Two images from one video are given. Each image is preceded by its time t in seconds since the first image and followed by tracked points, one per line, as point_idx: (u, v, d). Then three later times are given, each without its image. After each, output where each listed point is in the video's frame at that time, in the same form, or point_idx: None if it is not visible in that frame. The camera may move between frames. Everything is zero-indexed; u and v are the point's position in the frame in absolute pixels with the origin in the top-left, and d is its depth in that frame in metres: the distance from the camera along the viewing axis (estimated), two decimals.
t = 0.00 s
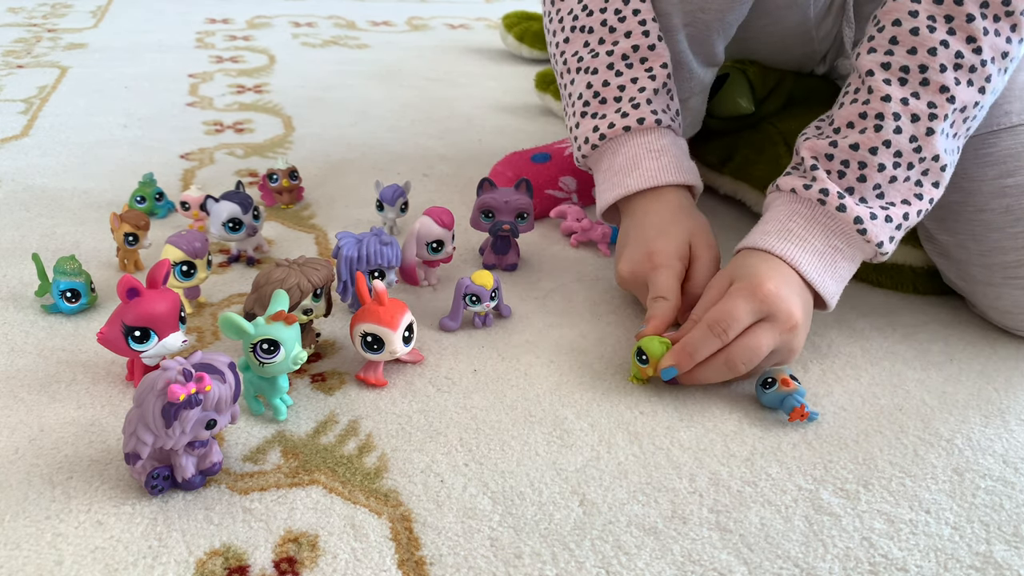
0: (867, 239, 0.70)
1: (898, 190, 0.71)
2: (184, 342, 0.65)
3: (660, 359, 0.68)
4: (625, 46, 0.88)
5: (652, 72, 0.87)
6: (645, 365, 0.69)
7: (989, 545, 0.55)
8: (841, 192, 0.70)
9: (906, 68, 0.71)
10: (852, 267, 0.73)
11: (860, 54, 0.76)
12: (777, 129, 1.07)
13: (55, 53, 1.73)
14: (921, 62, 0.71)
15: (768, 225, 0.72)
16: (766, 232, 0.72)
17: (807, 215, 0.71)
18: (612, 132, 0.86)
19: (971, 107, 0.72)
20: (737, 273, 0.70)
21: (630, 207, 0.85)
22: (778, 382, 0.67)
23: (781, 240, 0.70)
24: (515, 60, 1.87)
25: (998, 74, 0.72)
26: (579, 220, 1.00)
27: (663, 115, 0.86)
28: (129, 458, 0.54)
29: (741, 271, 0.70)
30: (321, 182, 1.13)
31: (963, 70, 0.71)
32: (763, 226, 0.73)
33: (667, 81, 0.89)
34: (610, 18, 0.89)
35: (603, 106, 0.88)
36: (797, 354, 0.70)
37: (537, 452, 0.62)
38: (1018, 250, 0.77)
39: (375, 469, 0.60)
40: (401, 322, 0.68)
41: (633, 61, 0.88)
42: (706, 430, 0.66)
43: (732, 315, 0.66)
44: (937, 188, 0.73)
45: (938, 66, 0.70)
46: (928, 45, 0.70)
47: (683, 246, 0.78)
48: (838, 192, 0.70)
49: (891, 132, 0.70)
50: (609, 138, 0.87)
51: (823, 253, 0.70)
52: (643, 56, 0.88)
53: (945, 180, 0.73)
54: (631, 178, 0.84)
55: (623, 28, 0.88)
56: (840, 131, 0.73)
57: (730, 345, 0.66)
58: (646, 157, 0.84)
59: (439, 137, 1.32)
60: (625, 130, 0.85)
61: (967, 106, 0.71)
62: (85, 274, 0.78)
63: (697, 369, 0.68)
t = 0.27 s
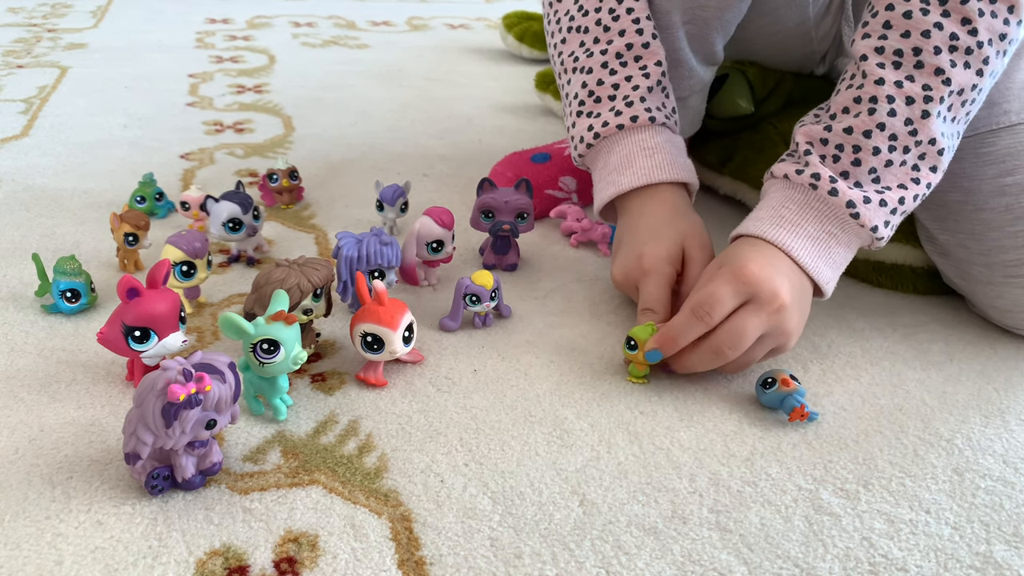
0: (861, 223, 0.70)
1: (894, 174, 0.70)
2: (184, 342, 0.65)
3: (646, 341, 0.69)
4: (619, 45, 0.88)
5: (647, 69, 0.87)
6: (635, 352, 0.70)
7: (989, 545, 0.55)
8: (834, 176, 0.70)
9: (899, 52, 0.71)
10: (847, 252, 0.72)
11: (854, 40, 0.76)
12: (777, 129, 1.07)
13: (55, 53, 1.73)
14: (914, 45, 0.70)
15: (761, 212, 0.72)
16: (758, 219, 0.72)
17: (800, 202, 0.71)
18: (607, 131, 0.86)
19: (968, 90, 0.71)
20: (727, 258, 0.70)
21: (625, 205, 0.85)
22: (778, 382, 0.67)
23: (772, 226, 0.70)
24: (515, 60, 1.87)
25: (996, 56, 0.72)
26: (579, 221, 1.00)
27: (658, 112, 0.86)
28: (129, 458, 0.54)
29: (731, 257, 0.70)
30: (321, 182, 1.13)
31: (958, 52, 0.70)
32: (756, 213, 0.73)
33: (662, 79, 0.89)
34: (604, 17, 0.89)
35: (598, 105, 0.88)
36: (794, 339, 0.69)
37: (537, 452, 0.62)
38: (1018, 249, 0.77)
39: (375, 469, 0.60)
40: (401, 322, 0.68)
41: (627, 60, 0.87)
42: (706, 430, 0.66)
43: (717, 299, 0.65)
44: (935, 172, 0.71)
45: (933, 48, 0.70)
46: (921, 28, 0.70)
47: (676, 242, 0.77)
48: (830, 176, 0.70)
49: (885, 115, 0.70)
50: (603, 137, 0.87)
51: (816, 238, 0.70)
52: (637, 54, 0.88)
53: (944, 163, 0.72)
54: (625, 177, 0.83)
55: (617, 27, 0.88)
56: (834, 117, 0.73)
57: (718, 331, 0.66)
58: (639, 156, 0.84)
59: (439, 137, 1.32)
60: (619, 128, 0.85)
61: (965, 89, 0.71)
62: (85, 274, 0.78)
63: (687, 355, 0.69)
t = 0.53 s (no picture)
0: (858, 220, 0.69)
1: (893, 170, 0.70)
2: (184, 342, 0.65)
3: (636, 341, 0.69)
4: (609, 47, 0.88)
5: (637, 70, 0.87)
6: (629, 355, 0.70)
7: (989, 545, 0.55)
8: (831, 170, 0.70)
9: (899, 48, 0.71)
10: (846, 251, 0.71)
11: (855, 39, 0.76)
12: (777, 129, 1.07)
13: (55, 53, 1.73)
14: (914, 41, 0.71)
15: (758, 209, 0.72)
16: (754, 216, 0.71)
17: (798, 199, 0.70)
18: (597, 133, 0.86)
19: (970, 87, 0.71)
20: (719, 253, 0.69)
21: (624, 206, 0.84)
22: (778, 382, 0.67)
23: (767, 222, 0.69)
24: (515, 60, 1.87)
25: (999, 54, 0.72)
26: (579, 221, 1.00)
27: (648, 112, 0.85)
28: (129, 458, 0.54)
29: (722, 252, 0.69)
30: (321, 182, 1.13)
31: (958, 48, 0.70)
32: (753, 210, 0.72)
33: (655, 79, 0.88)
34: (595, 19, 0.90)
35: (590, 106, 0.88)
36: (789, 334, 0.67)
37: (537, 452, 0.62)
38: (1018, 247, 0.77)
39: (375, 469, 0.60)
40: (401, 322, 0.68)
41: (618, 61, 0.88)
42: (706, 430, 0.66)
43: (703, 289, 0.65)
44: (936, 170, 0.71)
45: (932, 44, 0.70)
46: (921, 24, 0.70)
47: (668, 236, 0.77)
48: (827, 170, 0.70)
49: (884, 110, 0.70)
50: (595, 139, 0.87)
51: (812, 236, 0.69)
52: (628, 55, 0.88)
53: (945, 162, 0.71)
54: (616, 177, 0.83)
55: (607, 29, 0.89)
56: (834, 113, 0.73)
57: (705, 323, 0.65)
58: (630, 156, 0.84)
59: (439, 137, 1.32)
60: (609, 129, 0.85)
61: (965, 85, 0.71)
62: (85, 274, 0.78)
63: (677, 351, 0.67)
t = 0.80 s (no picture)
0: (865, 222, 0.69)
1: (901, 174, 0.70)
2: (184, 342, 0.65)
3: (647, 342, 0.68)
4: (609, 49, 0.88)
5: (638, 73, 0.87)
6: (642, 360, 0.69)
7: (989, 545, 0.55)
8: (838, 173, 0.70)
9: (908, 52, 0.71)
10: (852, 253, 0.71)
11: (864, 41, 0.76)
12: (777, 129, 1.06)
13: (55, 53, 1.74)
14: (924, 45, 0.70)
15: (766, 209, 0.72)
16: (762, 216, 0.71)
17: (806, 200, 0.70)
18: (599, 135, 0.86)
19: (979, 91, 0.71)
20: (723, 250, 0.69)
21: (625, 209, 0.85)
22: (778, 382, 0.67)
23: (774, 223, 0.70)
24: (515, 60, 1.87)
25: (1008, 58, 0.72)
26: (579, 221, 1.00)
27: (650, 115, 0.85)
28: (129, 458, 0.54)
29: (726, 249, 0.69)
30: (321, 182, 1.13)
31: (968, 52, 0.70)
32: (761, 210, 0.72)
33: (656, 82, 0.88)
34: (596, 21, 0.90)
35: (591, 108, 0.88)
36: (793, 333, 0.67)
37: (537, 452, 0.62)
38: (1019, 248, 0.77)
39: (375, 469, 0.60)
40: (401, 322, 0.68)
41: (618, 63, 0.88)
42: (706, 430, 0.66)
43: (708, 279, 0.65)
44: (943, 173, 0.71)
45: (943, 49, 0.70)
46: (931, 28, 0.70)
47: (670, 235, 0.77)
48: (834, 173, 0.70)
49: (892, 113, 0.70)
50: (595, 142, 0.87)
51: (819, 237, 0.69)
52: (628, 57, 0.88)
53: (951, 166, 0.71)
54: (617, 180, 0.83)
55: (608, 31, 0.89)
56: (843, 115, 0.73)
57: (708, 319, 0.66)
58: (632, 159, 0.84)
59: (439, 137, 1.32)
60: (610, 132, 0.85)
61: (976, 90, 0.71)
62: (85, 274, 0.78)
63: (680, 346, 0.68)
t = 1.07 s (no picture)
0: (861, 218, 0.69)
1: (898, 172, 0.70)
2: (184, 342, 0.65)
3: (626, 336, 0.70)
4: (607, 51, 0.88)
5: (635, 74, 0.87)
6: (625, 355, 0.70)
7: (989, 545, 0.55)
8: (836, 169, 0.70)
9: (909, 51, 0.71)
10: (847, 249, 0.71)
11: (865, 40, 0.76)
12: (777, 129, 1.07)
13: (55, 53, 1.74)
14: (924, 44, 0.70)
15: (762, 202, 0.72)
16: (758, 210, 0.71)
17: (802, 194, 0.70)
18: (595, 136, 0.86)
19: (979, 92, 0.71)
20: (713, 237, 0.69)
21: (620, 209, 0.85)
22: (778, 382, 0.67)
23: (769, 216, 0.69)
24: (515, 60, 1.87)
25: (1008, 59, 0.71)
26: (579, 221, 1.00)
27: (646, 116, 0.85)
28: (129, 458, 0.54)
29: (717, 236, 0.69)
30: (321, 182, 1.13)
31: (969, 52, 0.70)
32: (757, 202, 0.72)
33: (653, 83, 0.87)
34: (594, 22, 0.90)
35: (588, 109, 0.88)
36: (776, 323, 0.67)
37: (537, 452, 0.62)
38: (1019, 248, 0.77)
39: (375, 469, 0.60)
40: (401, 323, 0.68)
41: (616, 64, 0.88)
42: (706, 430, 0.66)
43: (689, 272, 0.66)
44: (940, 173, 0.71)
45: (943, 48, 0.70)
46: (931, 28, 0.71)
47: (663, 229, 0.78)
48: (831, 168, 0.69)
49: (891, 110, 0.70)
50: (591, 142, 0.87)
51: (813, 232, 0.69)
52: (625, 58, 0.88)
53: (950, 165, 0.71)
54: (612, 180, 0.83)
55: (605, 32, 0.89)
56: (842, 112, 0.73)
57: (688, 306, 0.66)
58: (627, 161, 0.84)
59: (439, 137, 1.32)
60: (607, 133, 0.85)
61: (976, 90, 0.71)
62: (85, 274, 0.78)
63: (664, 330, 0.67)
